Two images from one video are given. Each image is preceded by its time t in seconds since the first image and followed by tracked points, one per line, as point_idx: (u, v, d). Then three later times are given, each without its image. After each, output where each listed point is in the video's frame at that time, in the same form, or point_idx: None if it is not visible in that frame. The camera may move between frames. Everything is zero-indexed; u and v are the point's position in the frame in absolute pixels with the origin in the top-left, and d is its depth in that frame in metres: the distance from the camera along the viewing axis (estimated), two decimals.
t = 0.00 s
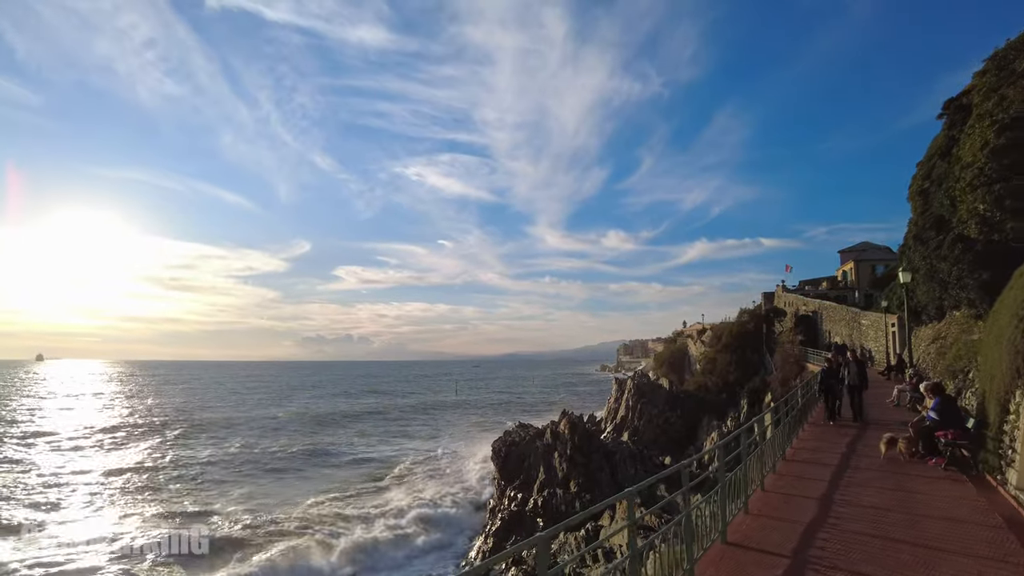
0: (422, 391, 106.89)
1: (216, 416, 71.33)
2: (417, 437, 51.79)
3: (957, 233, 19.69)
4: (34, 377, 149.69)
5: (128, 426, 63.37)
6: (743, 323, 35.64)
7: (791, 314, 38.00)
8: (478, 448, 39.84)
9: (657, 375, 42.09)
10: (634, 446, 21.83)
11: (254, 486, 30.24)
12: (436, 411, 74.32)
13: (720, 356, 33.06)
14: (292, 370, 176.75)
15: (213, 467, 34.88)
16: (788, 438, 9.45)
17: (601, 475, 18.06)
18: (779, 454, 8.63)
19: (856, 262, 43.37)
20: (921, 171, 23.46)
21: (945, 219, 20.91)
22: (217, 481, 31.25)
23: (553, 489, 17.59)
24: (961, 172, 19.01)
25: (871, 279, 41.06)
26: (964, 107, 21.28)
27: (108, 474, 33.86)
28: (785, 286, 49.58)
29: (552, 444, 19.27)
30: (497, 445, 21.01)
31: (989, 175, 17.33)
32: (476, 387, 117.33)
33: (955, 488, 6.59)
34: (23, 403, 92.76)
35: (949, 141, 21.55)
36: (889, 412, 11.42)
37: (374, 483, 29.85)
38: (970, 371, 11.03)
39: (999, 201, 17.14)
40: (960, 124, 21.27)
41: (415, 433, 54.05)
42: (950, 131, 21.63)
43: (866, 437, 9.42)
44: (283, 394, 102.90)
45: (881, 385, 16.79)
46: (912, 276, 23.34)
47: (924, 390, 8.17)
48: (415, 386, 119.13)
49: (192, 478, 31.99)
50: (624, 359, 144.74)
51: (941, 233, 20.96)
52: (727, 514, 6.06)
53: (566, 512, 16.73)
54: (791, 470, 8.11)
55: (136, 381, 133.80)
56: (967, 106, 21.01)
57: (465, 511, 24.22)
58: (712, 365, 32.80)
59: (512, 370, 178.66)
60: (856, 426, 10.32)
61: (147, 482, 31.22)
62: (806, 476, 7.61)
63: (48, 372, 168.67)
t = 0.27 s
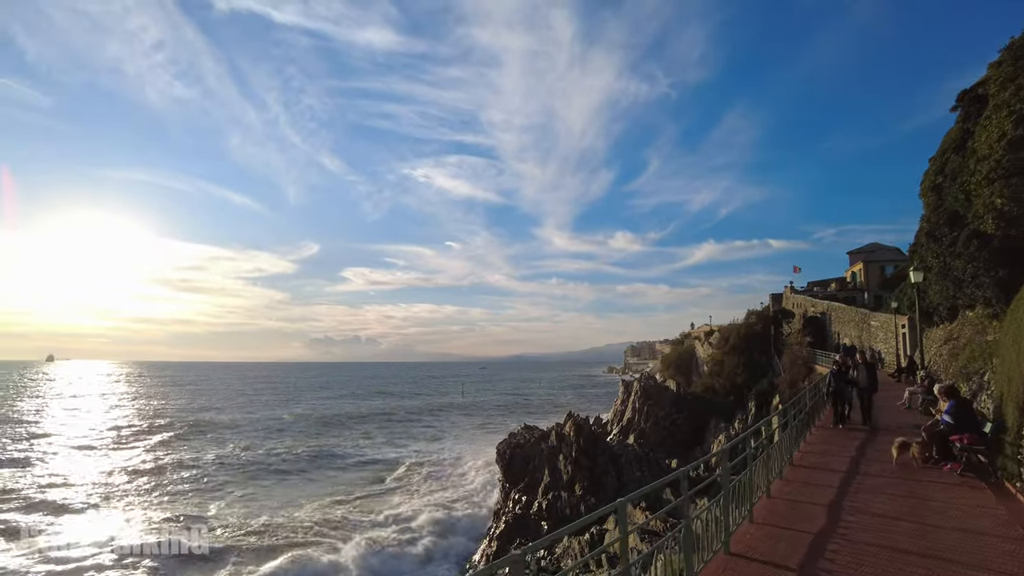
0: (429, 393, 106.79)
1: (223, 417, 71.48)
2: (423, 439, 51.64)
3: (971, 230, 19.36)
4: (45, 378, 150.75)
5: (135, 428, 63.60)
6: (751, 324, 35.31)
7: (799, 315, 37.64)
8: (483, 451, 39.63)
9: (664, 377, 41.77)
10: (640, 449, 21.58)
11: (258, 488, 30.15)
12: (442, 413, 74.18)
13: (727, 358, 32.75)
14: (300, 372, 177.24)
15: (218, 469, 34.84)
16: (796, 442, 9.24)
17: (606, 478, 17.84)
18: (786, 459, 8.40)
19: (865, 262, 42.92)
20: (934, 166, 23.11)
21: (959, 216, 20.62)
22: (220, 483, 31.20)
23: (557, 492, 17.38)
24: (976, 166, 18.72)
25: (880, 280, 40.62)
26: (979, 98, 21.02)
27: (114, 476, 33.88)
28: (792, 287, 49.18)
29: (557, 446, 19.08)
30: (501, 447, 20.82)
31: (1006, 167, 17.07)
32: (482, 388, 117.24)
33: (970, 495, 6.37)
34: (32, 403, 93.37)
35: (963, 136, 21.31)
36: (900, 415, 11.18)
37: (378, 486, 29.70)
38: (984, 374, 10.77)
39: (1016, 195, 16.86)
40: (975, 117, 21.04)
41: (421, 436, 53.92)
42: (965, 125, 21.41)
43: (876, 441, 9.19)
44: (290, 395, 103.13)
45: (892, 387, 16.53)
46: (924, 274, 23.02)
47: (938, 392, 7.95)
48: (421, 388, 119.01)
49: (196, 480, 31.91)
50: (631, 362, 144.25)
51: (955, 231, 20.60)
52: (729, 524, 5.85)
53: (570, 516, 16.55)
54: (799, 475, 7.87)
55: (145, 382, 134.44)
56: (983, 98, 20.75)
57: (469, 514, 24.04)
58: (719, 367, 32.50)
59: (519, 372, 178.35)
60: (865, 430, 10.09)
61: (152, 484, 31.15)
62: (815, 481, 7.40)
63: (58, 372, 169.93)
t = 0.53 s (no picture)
0: (435, 396, 106.70)
1: (230, 421, 71.67)
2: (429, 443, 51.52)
3: (985, 228, 19.05)
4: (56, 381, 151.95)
5: (143, 432, 63.81)
6: (758, 327, 34.97)
7: (807, 318, 37.27)
8: (488, 455, 39.43)
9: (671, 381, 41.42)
10: (646, 454, 21.34)
11: (261, 493, 30.04)
12: (449, 417, 74.04)
13: (735, 361, 32.43)
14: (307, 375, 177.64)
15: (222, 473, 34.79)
16: (803, 448, 9.00)
17: (611, 483, 17.61)
18: (792, 467, 8.16)
19: (874, 265, 42.47)
20: (945, 164, 22.78)
21: (971, 214, 20.31)
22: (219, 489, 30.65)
23: (561, 498, 17.18)
24: (989, 163, 18.43)
25: (890, 283, 40.18)
26: (992, 91, 20.75)
27: (119, 480, 33.89)
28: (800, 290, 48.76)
29: (561, 450, 18.86)
30: (506, 451, 20.65)
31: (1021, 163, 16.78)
32: (488, 391, 117.01)
33: (985, 507, 6.13)
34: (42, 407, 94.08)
35: (976, 131, 21.04)
36: (910, 420, 10.94)
37: (382, 491, 29.54)
38: (997, 378, 10.50)
39: None
40: (988, 112, 20.78)
41: (427, 440, 53.79)
42: (977, 120, 21.14)
43: (886, 448, 8.94)
44: (298, 398, 103.35)
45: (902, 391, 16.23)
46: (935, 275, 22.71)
47: (950, 398, 7.72)
48: (427, 391, 118.89)
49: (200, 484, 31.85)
50: (638, 364, 143.68)
51: (969, 231, 20.26)
52: (731, 538, 5.64)
53: (574, 522, 16.35)
54: (805, 485, 7.64)
55: (154, 385, 135.33)
56: (996, 91, 20.47)
57: (473, 520, 23.85)
58: (727, 371, 32.18)
59: (526, 376, 177.96)
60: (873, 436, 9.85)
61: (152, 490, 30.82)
62: (822, 491, 7.18)
63: (69, 376, 171.30)
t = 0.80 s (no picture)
0: (443, 399, 106.66)
1: (239, 423, 71.96)
2: (436, 446, 51.46)
3: (998, 223, 18.75)
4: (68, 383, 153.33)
5: (152, 435, 64.12)
6: (766, 328, 34.63)
7: (816, 318, 36.87)
8: (495, 459, 39.23)
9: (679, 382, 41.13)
10: (653, 456, 21.10)
11: (266, 498, 30.01)
12: (456, 419, 74.01)
13: (743, 363, 32.09)
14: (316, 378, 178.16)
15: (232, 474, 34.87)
16: (808, 452, 8.76)
17: (617, 486, 17.41)
18: (796, 471, 7.93)
19: (884, 265, 42.01)
20: (955, 159, 22.46)
21: (983, 208, 20.00)
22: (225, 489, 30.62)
23: (566, 501, 17.00)
24: (1001, 156, 18.13)
25: (900, 283, 39.71)
26: (1004, 81, 20.47)
27: (125, 483, 33.99)
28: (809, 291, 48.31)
29: (567, 453, 18.67)
30: (511, 454, 20.50)
31: None
32: (495, 394, 116.81)
33: (999, 516, 5.91)
34: (55, 409, 95.08)
35: (987, 123, 20.76)
36: (922, 423, 10.65)
37: (387, 495, 29.44)
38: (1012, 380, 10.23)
39: None
40: (1000, 103, 20.49)
41: (435, 442, 53.76)
42: (989, 112, 20.85)
43: (896, 453, 8.68)
44: (306, 401, 103.70)
45: (913, 393, 15.93)
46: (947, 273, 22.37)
47: (963, 400, 7.49)
48: (434, 393, 118.82)
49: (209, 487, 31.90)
50: (646, 366, 143.06)
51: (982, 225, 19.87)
52: (730, 548, 5.45)
53: (579, 525, 16.16)
54: (811, 490, 7.41)
55: (165, 388, 136.25)
56: (1009, 80, 20.18)
57: (478, 524, 23.65)
58: (735, 372, 31.86)
59: (533, 378, 177.59)
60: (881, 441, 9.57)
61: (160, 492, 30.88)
62: (828, 498, 6.96)
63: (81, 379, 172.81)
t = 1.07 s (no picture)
0: (453, 401, 106.65)
1: (251, 427, 72.42)
2: (446, 450, 51.38)
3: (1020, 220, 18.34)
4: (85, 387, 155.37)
5: (165, 440, 64.68)
6: (779, 331, 34.21)
7: (829, 321, 36.38)
8: (505, 463, 39.03)
9: (691, 386, 40.75)
10: (663, 461, 20.82)
11: (274, 503, 30.05)
12: (467, 423, 73.97)
13: (755, 366, 31.71)
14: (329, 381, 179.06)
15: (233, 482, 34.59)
16: (819, 459, 8.50)
17: (627, 491, 17.17)
18: (806, 479, 7.69)
19: (898, 266, 41.42)
20: (972, 155, 22.08)
21: (1003, 204, 19.60)
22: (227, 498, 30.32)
23: (575, 506, 16.80)
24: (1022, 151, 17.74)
25: (915, 284, 39.11)
26: None
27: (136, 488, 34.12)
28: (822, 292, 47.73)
29: (576, 457, 18.47)
30: (520, 457, 20.34)
31: None
32: (506, 396, 116.58)
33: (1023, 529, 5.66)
34: (72, 413, 96.33)
35: (1007, 116, 20.36)
36: (940, 428, 10.35)
37: (396, 500, 29.38)
38: None
39: None
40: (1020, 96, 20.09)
41: (445, 446, 53.69)
42: (1008, 105, 20.44)
43: (912, 460, 8.41)
44: (319, 404, 104.18)
45: (929, 397, 15.57)
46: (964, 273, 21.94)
47: (982, 406, 7.23)
48: (445, 397, 118.83)
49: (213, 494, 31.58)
50: (658, 369, 142.27)
51: (1003, 222, 19.52)
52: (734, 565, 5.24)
53: (588, 531, 15.95)
54: (822, 500, 7.16)
55: (180, 391, 137.53)
56: None
57: (486, 530, 23.47)
58: (747, 375, 31.46)
59: (544, 380, 177.17)
60: (896, 448, 9.30)
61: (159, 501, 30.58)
62: (840, 508, 6.72)
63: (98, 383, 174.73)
